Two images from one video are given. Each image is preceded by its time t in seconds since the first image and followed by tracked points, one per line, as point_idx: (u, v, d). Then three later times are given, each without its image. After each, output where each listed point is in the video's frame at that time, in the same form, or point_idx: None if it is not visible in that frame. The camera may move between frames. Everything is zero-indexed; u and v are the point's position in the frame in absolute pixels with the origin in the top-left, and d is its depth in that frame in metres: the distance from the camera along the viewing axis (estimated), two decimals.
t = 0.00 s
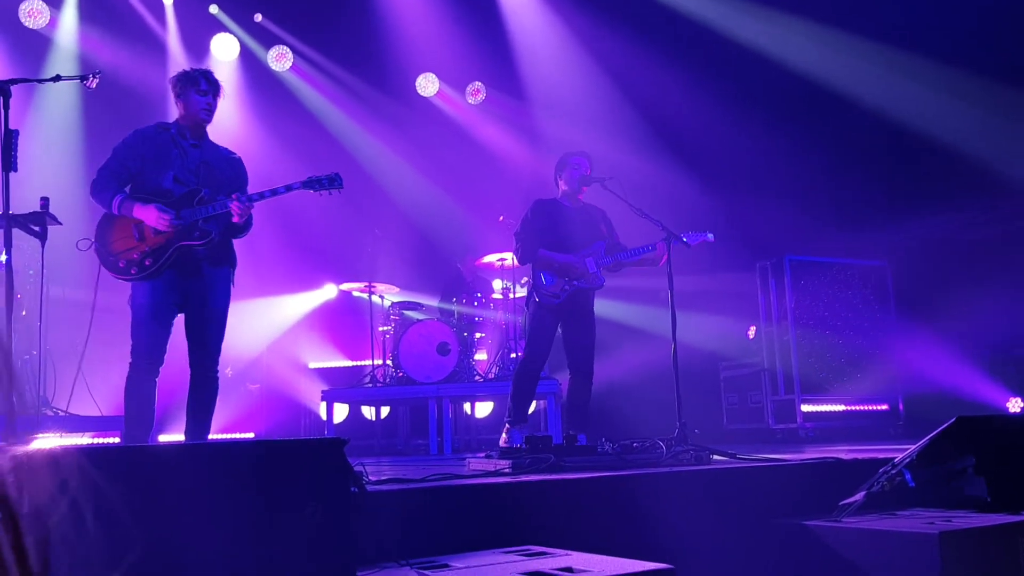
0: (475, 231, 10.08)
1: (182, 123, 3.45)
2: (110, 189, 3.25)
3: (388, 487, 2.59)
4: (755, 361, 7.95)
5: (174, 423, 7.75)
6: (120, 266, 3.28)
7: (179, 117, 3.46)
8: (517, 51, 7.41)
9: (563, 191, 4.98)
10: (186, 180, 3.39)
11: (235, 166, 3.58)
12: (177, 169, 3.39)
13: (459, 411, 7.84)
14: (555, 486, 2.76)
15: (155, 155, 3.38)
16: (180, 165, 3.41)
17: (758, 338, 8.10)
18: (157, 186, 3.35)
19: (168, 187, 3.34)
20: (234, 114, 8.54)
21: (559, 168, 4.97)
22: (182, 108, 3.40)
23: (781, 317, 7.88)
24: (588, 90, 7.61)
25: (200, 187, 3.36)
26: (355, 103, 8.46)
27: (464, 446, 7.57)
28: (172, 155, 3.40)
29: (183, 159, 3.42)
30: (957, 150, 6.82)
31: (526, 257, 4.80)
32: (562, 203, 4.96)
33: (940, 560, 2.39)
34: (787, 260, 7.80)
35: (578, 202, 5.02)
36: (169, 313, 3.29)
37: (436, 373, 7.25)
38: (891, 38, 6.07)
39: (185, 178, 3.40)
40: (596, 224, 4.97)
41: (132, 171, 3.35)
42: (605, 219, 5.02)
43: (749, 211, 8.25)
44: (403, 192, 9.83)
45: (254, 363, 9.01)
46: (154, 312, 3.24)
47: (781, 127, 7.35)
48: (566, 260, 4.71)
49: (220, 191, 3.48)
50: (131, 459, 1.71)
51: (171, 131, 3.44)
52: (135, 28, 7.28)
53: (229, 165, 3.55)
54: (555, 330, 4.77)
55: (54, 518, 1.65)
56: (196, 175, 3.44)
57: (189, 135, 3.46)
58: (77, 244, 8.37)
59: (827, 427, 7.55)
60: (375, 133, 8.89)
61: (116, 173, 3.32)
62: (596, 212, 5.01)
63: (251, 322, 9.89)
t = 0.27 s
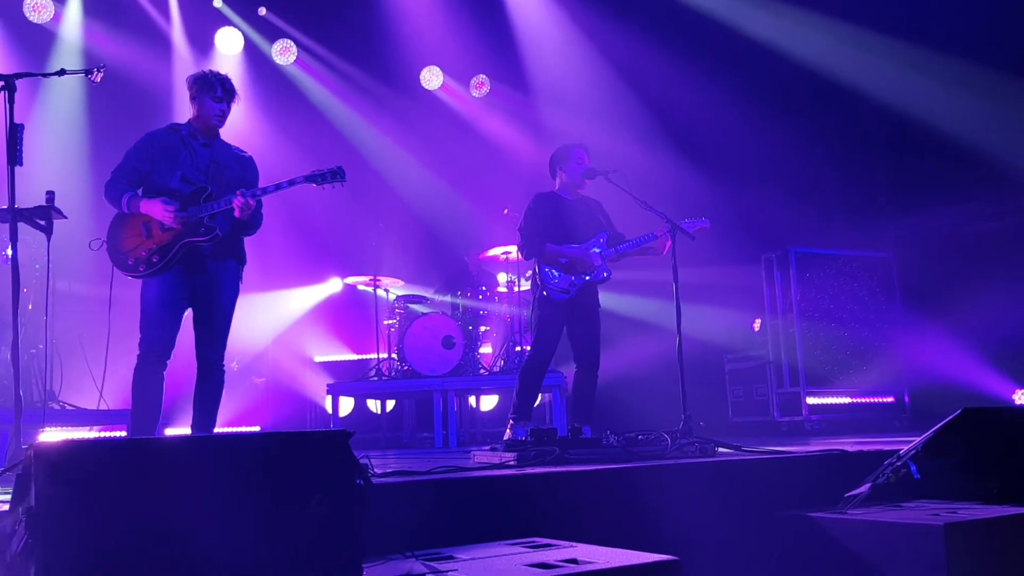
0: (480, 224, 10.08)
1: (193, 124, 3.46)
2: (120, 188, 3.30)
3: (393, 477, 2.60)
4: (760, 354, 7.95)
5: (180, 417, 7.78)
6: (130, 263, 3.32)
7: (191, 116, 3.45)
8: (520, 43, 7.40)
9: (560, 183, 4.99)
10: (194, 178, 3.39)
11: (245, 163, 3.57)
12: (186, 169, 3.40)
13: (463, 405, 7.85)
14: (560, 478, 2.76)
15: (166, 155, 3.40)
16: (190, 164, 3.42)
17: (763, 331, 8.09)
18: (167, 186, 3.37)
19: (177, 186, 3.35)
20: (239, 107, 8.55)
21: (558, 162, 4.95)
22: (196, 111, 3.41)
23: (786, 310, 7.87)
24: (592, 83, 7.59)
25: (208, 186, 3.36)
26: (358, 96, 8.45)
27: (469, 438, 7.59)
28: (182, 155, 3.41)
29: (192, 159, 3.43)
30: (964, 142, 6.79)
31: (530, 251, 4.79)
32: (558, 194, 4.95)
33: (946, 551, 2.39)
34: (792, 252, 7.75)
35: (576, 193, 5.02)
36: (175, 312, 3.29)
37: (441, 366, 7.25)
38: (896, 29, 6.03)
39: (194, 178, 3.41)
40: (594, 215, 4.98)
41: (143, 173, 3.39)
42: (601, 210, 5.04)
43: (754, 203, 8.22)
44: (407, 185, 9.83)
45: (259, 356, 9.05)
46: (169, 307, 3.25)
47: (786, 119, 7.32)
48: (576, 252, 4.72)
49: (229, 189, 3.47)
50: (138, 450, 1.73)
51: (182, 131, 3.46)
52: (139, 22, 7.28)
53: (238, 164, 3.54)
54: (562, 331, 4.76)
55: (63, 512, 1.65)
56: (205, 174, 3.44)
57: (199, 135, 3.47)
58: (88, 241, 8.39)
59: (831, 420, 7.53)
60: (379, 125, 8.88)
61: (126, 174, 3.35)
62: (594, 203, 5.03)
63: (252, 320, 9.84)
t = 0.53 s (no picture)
0: (486, 216, 10.07)
1: (198, 118, 3.51)
2: (127, 185, 3.36)
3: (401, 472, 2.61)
4: (768, 347, 7.92)
5: (190, 410, 7.83)
6: (138, 261, 3.37)
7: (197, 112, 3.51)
8: (527, 36, 7.37)
9: (564, 174, 4.98)
10: (198, 173, 3.43)
11: (250, 157, 3.58)
12: (190, 163, 3.45)
13: (471, 398, 7.87)
14: (567, 470, 2.76)
15: (170, 150, 3.46)
16: (193, 159, 3.46)
17: (770, 323, 8.10)
18: (172, 181, 3.42)
19: (181, 181, 3.40)
20: (245, 101, 8.55)
21: (562, 153, 4.95)
22: (199, 101, 3.46)
23: (794, 303, 7.86)
24: (599, 76, 7.57)
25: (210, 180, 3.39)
26: (365, 90, 8.44)
27: (477, 432, 7.60)
28: (185, 150, 3.46)
29: (196, 154, 3.47)
30: (973, 133, 6.74)
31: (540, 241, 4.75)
32: (563, 183, 4.95)
33: (954, 545, 2.38)
34: (799, 244, 7.78)
35: (582, 184, 5.02)
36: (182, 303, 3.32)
37: (448, 359, 7.26)
38: (905, 20, 5.99)
39: (198, 172, 3.45)
40: (597, 206, 4.99)
41: (150, 170, 3.43)
42: (602, 202, 5.05)
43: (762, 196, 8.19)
44: (413, 179, 9.82)
45: (267, 350, 9.09)
46: (171, 300, 3.28)
47: (794, 111, 7.28)
48: (587, 242, 4.68)
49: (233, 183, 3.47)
50: (147, 446, 1.73)
51: (187, 126, 3.51)
52: (146, 17, 7.29)
53: (242, 156, 3.55)
54: (563, 326, 4.74)
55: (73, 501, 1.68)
56: (210, 168, 3.47)
57: (203, 129, 3.51)
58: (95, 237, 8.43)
59: (840, 412, 7.51)
60: (385, 119, 8.87)
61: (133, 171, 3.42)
62: (594, 195, 5.05)
63: (262, 315, 9.98)
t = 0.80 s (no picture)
0: (494, 210, 10.07)
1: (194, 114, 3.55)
2: (125, 182, 3.35)
3: (412, 462, 2.71)
4: (776, 341, 7.90)
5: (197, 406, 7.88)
6: (133, 258, 3.35)
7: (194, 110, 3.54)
8: (535, 30, 7.35)
9: (576, 170, 4.97)
10: (195, 169, 3.46)
11: (248, 153, 3.62)
12: (187, 159, 3.47)
13: (479, 392, 7.87)
14: (574, 465, 2.76)
15: (167, 146, 3.48)
16: (191, 155, 3.49)
17: (779, 317, 8.05)
18: (169, 178, 3.45)
19: (178, 177, 3.43)
20: (253, 98, 8.56)
21: (572, 148, 4.96)
22: (194, 100, 3.48)
23: (803, 296, 7.81)
24: (606, 70, 7.54)
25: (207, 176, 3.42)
26: (372, 84, 8.44)
27: (485, 426, 7.62)
28: (183, 146, 3.49)
29: (194, 150, 3.50)
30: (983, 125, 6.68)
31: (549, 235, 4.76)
32: (575, 180, 4.94)
33: (964, 538, 2.37)
34: (809, 238, 7.71)
35: (593, 179, 5.01)
36: (182, 299, 3.36)
37: (456, 354, 7.27)
38: (915, 13, 5.93)
39: (195, 167, 3.47)
40: (608, 200, 4.96)
41: (147, 167, 3.45)
42: (615, 196, 5.03)
43: (770, 189, 8.15)
44: (421, 173, 9.82)
45: (276, 345, 9.23)
46: (171, 297, 3.31)
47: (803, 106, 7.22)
48: (593, 237, 4.69)
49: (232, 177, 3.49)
50: (160, 439, 1.74)
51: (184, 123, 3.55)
52: (155, 12, 7.30)
53: (241, 151, 3.58)
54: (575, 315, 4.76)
55: (84, 497, 1.66)
56: (207, 164, 3.49)
57: (202, 125, 3.54)
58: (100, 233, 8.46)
59: (849, 406, 7.50)
60: (393, 113, 8.87)
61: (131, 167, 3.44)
62: (609, 189, 5.01)
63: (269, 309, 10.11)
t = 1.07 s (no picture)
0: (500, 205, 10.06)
1: (176, 109, 3.58)
2: (110, 180, 3.43)
3: (418, 459, 2.66)
4: (783, 335, 7.89)
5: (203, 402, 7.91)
6: (120, 256, 3.43)
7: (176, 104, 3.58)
8: (540, 24, 7.33)
9: (582, 164, 4.95)
10: (178, 165, 3.49)
11: (232, 145, 3.63)
12: (170, 155, 3.51)
13: (485, 387, 7.87)
14: (580, 460, 2.76)
15: (151, 142, 3.53)
16: (175, 150, 3.53)
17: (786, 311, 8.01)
18: (153, 174, 3.49)
19: (161, 173, 3.47)
20: (259, 94, 8.57)
21: (576, 142, 4.93)
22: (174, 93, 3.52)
23: (809, 290, 7.78)
24: (612, 64, 7.51)
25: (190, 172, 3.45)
26: (377, 78, 8.42)
27: (491, 420, 7.63)
28: (166, 142, 3.52)
29: (177, 145, 3.53)
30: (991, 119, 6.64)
31: (553, 232, 4.77)
32: (581, 175, 4.92)
33: (971, 532, 2.37)
34: (815, 232, 7.70)
35: (598, 172, 4.98)
36: (170, 297, 3.42)
37: (462, 348, 7.28)
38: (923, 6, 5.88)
39: (178, 163, 3.51)
40: (617, 195, 4.93)
41: (132, 164, 3.52)
42: (626, 192, 4.98)
43: (776, 184, 8.13)
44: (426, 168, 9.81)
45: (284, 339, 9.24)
46: (159, 295, 3.38)
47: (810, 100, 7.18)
48: (592, 228, 4.67)
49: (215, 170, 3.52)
50: (164, 435, 1.74)
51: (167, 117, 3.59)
52: (160, 8, 7.29)
53: (224, 143, 3.60)
54: (580, 318, 4.75)
55: (90, 493, 1.66)
56: (190, 158, 3.52)
57: (184, 119, 3.58)
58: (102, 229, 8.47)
59: (855, 400, 7.49)
60: (398, 107, 8.85)
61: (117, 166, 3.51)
62: (618, 183, 4.97)
63: (268, 307, 10.11)
